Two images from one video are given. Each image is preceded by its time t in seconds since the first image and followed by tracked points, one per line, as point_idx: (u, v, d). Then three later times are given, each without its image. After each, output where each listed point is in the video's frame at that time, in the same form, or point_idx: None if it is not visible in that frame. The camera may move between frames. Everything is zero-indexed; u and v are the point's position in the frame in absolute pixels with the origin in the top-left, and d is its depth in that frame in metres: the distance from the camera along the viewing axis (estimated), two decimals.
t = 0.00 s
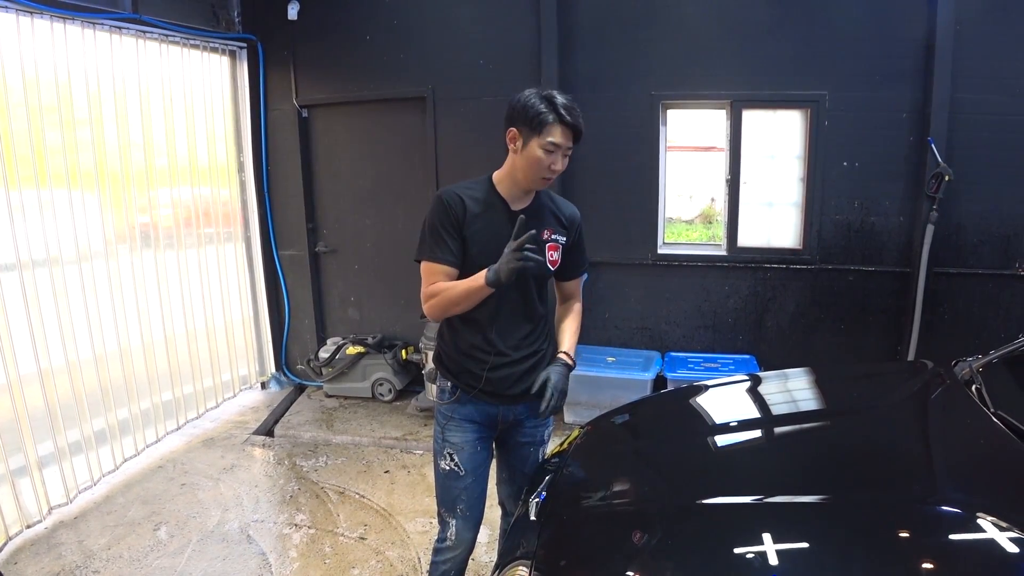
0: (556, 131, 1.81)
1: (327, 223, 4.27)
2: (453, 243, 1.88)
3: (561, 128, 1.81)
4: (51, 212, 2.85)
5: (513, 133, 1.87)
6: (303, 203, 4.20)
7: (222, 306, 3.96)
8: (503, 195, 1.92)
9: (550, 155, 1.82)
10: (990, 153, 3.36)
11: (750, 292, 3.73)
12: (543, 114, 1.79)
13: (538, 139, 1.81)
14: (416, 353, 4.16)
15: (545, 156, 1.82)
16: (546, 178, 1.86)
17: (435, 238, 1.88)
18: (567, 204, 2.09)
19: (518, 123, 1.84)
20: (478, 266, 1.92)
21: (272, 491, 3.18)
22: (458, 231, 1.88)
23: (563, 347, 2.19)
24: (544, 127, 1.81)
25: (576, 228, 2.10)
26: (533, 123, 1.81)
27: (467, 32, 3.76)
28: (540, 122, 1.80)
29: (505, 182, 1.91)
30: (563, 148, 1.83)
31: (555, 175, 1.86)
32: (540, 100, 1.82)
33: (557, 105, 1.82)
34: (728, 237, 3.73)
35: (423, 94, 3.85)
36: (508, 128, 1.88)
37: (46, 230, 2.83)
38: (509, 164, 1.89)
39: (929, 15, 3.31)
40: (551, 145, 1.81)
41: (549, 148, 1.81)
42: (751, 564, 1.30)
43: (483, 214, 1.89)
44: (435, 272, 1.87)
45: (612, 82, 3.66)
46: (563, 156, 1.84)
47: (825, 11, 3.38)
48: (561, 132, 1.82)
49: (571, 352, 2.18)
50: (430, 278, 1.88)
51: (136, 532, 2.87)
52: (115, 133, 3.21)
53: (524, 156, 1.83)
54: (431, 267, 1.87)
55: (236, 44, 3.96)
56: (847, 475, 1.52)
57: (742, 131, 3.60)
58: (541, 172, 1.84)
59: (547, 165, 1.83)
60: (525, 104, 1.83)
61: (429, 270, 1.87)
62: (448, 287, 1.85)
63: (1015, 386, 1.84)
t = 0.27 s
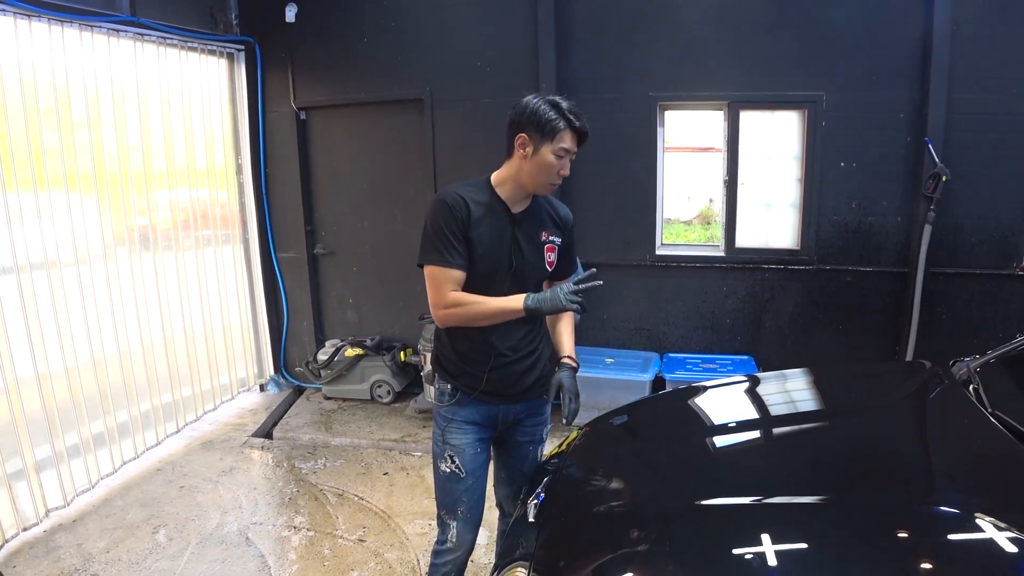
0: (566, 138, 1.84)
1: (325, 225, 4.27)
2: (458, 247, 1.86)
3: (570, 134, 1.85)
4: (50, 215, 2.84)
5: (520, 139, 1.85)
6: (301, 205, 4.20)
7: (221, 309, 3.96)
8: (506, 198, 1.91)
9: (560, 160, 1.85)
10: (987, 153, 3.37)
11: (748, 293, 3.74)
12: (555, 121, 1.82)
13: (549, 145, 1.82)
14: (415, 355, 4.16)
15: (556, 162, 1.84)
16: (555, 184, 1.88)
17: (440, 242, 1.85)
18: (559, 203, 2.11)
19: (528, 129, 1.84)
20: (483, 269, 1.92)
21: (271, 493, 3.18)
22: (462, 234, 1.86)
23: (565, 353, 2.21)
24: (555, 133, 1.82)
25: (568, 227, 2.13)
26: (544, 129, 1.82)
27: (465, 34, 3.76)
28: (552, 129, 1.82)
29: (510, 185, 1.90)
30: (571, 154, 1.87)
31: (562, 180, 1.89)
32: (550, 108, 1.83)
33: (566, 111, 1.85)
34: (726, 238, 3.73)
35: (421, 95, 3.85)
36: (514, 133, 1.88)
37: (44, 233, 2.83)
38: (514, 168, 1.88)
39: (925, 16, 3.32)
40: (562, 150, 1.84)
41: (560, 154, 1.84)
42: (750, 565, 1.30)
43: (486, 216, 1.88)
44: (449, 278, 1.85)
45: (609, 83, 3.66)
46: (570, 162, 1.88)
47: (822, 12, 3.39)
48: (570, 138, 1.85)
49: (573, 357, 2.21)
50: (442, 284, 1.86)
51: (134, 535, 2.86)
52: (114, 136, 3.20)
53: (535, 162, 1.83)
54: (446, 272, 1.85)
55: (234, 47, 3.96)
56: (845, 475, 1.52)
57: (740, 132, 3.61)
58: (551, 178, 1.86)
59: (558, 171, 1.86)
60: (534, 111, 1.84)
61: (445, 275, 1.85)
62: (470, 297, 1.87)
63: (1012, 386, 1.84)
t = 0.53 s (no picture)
0: (549, 129, 1.83)
1: (323, 228, 4.27)
2: (457, 252, 1.86)
3: (553, 124, 1.84)
4: (47, 220, 2.84)
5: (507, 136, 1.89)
6: (298, 209, 4.20)
7: (219, 312, 3.95)
8: (499, 197, 1.92)
9: (545, 152, 1.84)
10: (982, 152, 3.38)
11: (746, 293, 3.74)
12: (534, 112, 1.83)
13: (532, 138, 1.83)
14: (413, 357, 4.16)
15: (541, 154, 1.83)
16: (543, 176, 1.87)
17: (439, 248, 1.84)
18: (554, 204, 2.12)
19: (511, 126, 1.86)
20: (484, 272, 1.92)
21: (270, 497, 3.17)
22: (462, 239, 1.86)
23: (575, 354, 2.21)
24: (536, 126, 1.83)
25: (563, 227, 2.13)
26: (526, 123, 1.83)
27: (461, 37, 3.77)
28: (532, 122, 1.83)
29: (501, 183, 1.91)
30: (558, 146, 1.86)
31: (551, 173, 1.87)
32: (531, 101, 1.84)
33: (548, 103, 1.84)
34: (723, 239, 3.74)
35: (418, 98, 3.86)
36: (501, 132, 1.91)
37: (42, 238, 2.82)
38: (504, 165, 1.90)
39: (920, 16, 3.33)
40: (545, 141, 1.83)
41: (543, 146, 1.83)
42: (749, 565, 1.30)
43: (485, 220, 1.88)
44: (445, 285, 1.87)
45: (606, 85, 3.67)
46: (558, 154, 1.87)
47: (817, 13, 3.40)
48: (554, 130, 1.84)
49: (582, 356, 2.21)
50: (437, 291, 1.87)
51: (134, 539, 2.86)
52: (112, 141, 3.20)
53: (519, 156, 1.85)
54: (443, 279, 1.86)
55: (230, 51, 3.96)
56: (844, 475, 1.52)
57: (736, 132, 3.62)
58: (538, 171, 1.86)
59: (545, 163, 1.85)
60: (516, 106, 1.85)
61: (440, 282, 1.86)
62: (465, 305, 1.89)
63: (1010, 384, 1.85)
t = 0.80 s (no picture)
0: (507, 117, 1.87)
1: (321, 230, 4.27)
2: (453, 255, 1.87)
3: (511, 113, 1.87)
4: (44, 223, 2.84)
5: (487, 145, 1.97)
6: (296, 211, 4.20)
7: (218, 315, 3.96)
8: (489, 199, 1.93)
9: (509, 139, 1.86)
10: (978, 151, 3.39)
11: (744, 293, 3.75)
12: (491, 109, 1.90)
13: (494, 131, 1.89)
14: (412, 359, 4.16)
15: (503, 142, 1.86)
16: (516, 164, 1.85)
17: (436, 251, 1.85)
18: (552, 206, 2.12)
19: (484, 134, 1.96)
20: (481, 275, 1.93)
21: (269, 499, 3.17)
22: (458, 241, 1.87)
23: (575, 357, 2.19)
24: (496, 119, 1.90)
25: (562, 229, 2.14)
26: (489, 120, 1.91)
27: (458, 39, 3.77)
28: (492, 117, 1.90)
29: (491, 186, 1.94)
30: (521, 131, 1.86)
31: (523, 157, 1.84)
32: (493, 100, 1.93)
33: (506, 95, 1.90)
34: (720, 239, 3.74)
35: (415, 100, 3.86)
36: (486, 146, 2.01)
37: (39, 241, 2.82)
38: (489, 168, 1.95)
39: (915, 16, 3.34)
40: (505, 130, 1.86)
41: (504, 133, 1.86)
42: (747, 565, 1.31)
43: (482, 223, 1.89)
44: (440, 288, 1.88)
45: (603, 86, 3.68)
46: (523, 138, 1.86)
47: (813, 14, 3.41)
48: (512, 117, 1.87)
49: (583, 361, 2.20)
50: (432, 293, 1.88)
51: (132, 542, 2.86)
52: (110, 144, 3.21)
53: (491, 152, 1.90)
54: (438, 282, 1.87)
55: (228, 53, 3.96)
56: (841, 474, 1.53)
57: (733, 133, 3.62)
58: (508, 160, 1.85)
59: (510, 149, 1.85)
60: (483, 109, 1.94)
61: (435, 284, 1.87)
62: (460, 309, 1.89)
63: (1007, 383, 1.85)
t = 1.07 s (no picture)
0: (488, 118, 1.91)
1: (319, 233, 4.27)
2: (443, 259, 1.88)
3: (492, 114, 1.90)
4: (44, 225, 2.84)
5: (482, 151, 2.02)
6: (295, 213, 4.20)
7: (217, 317, 3.96)
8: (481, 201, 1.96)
9: (489, 138, 1.89)
10: (975, 154, 3.40)
11: (742, 296, 3.76)
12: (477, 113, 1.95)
13: (478, 133, 1.93)
14: (410, 362, 4.16)
15: (483, 142, 1.90)
16: (495, 162, 1.86)
17: (426, 255, 1.87)
18: (552, 210, 2.10)
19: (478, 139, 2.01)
20: (474, 278, 1.93)
21: (267, 502, 3.17)
22: (449, 245, 1.88)
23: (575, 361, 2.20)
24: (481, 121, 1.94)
25: (562, 233, 2.12)
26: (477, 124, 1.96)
27: (457, 42, 3.78)
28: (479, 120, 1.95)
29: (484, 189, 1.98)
30: (501, 129, 1.88)
31: (502, 154, 1.85)
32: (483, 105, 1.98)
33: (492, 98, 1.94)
34: (718, 242, 3.75)
35: (414, 103, 3.87)
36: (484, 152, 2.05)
37: (38, 243, 2.82)
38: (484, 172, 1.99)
39: (912, 20, 3.36)
40: (487, 131, 1.90)
41: (485, 134, 1.90)
42: (746, 567, 1.31)
43: (473, 226, 1.90)
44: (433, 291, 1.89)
45: (601, 89, 3.69)
46: (502, 136, 1.87)
47: (810, 18, 3.42)
48: (493, 117, 1.90)
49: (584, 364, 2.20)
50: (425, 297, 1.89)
51: (131, 545, 2.85)
52: (109, 146, 3.21)
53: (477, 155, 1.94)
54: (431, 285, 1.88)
55: (227, 56, 3.97)
56: (840, 476, 1.53)
57: (731, 136, 3.63)
58: (489, 158, 1.88)
59: (489, 148, 1.88)
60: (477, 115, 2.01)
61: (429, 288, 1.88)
62: (452, 314, 1.90)
63: (1004, 385, 1.86)
